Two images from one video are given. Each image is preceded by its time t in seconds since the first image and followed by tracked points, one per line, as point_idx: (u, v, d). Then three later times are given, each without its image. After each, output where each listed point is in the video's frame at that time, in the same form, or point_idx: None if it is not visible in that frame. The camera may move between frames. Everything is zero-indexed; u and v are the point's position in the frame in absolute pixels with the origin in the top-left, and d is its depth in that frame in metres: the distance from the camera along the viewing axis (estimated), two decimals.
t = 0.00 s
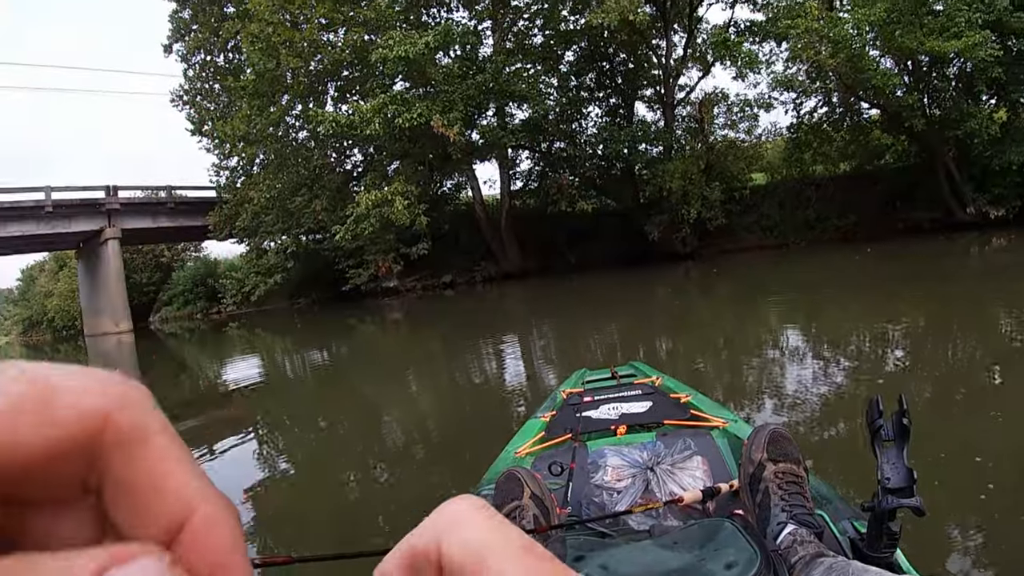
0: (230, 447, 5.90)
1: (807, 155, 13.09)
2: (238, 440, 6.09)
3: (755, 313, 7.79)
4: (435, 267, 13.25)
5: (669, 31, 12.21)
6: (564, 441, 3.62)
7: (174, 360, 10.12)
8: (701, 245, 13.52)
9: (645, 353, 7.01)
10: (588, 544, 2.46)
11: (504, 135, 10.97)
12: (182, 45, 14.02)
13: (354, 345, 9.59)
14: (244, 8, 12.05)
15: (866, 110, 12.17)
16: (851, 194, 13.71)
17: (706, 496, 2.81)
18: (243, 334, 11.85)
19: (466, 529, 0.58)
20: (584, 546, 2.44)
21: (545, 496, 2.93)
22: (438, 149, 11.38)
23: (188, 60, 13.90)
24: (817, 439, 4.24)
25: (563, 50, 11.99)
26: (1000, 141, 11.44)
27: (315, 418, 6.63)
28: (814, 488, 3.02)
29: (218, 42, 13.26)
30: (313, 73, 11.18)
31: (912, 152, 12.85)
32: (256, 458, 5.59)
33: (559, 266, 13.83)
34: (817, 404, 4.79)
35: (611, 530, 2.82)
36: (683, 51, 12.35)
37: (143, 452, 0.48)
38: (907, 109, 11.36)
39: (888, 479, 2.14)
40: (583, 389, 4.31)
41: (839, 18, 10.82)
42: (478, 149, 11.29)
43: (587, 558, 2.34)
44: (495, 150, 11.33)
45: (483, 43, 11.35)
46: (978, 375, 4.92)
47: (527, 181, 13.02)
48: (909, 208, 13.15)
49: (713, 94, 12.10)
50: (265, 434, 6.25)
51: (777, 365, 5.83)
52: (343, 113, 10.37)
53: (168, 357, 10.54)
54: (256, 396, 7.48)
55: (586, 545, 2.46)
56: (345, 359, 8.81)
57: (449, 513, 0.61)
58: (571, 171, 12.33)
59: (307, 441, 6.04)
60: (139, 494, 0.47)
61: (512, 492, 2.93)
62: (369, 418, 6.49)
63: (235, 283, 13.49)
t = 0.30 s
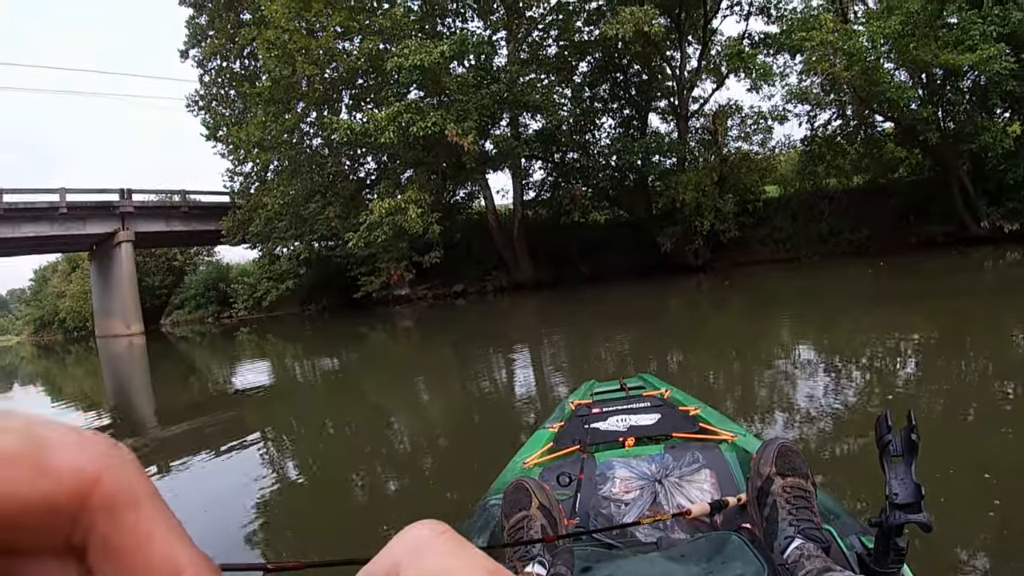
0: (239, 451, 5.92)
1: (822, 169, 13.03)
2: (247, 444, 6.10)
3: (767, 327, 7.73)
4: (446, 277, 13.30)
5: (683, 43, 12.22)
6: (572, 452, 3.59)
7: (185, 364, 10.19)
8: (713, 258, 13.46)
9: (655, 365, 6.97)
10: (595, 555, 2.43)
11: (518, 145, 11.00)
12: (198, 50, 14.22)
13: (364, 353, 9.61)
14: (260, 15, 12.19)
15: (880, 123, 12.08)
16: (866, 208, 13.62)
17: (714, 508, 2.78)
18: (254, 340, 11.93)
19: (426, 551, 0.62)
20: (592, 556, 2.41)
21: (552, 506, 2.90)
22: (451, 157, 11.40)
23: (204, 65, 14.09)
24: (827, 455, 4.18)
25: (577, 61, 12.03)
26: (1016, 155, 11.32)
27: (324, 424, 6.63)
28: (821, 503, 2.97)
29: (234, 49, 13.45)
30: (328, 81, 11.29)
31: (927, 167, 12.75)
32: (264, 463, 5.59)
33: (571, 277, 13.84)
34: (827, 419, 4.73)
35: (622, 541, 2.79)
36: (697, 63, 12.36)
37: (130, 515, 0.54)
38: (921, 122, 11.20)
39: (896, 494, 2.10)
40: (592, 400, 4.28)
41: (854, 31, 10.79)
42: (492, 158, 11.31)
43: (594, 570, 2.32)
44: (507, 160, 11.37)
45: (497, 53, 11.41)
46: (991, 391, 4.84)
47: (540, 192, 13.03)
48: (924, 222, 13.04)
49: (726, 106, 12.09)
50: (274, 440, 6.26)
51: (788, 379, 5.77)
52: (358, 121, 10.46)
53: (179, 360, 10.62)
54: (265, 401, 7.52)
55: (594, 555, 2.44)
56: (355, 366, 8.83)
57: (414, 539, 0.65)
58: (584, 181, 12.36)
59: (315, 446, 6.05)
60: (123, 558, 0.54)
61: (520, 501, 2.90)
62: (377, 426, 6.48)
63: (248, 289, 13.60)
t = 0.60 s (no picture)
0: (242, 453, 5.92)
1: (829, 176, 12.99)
2: (249, 446, 6.11)
3: (772, 334, 7.70)
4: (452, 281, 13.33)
5: (691, 49, 12.20)
6: (573, 458, 3.58)
7: (190, 365, 10.21)
8: (719, 265, 13.43)
9: (659, 371, 6.94)
10: (596, 561, 2.43)
11: (525, 150, 11.01)
12: (207, 53, 14.32)
13: (368, 356, 9.61)
14: (268, 18, 12.24)
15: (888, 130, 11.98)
16: (873, 215, 13.57)
17: (716, 515, 2.76)
18: (258, 342, 11.95)
19: (426, 545, 0.63)
20: (592, 563, 2.40)
21: (554, 511, 2.88)
22: (457, 161, 11.39)
23: (212, 67, 14.18)
24: (832, 462, 4.15)
25: (585, 67, 12.04)
26: None
27: (327, 426, 6.63)
28: (823, 511, 2.95)
29: (242, 52, 13.53)
30: (336, 84, 11.32)
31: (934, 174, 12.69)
32: (267, 465, 5.59)
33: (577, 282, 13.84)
34: (832, 427, 4.70)
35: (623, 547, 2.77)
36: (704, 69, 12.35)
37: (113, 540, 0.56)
38: (929, 130, 11.12)
39: (898, 502, 2.08)
40: (595, 406, 4.27)
41: (862, 38, 10.76)
42: (498, 163, 11.31)
43: None
44: (513, 165, 11.38)
45: (504, 57, 11.43)
46: (997, 400, 4.80)
47: (546, 197, 13.04)
48: (932, 229, 12.98)
49: (733, 112, 12.07)
50: (277, 442, 6.26)
51: (793, 386, 5.74)
52: (365, 124, 10.49)
53: (185, 362, 10.65)
54: (269, 403, 7.53)
55: (595, 560, 2.44)
56: (359, 369, 8.84)
57: (411, 533, 0.66)
58: (590, 187, 12.38)
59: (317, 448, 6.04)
60: None
61: (521, 506, 2.89)
62: (380, 429, 6.47)
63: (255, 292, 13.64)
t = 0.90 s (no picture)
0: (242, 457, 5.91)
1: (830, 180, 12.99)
2: (249, 450, 6.09)
3: (773, 338, 7.68)
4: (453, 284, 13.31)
5: (692, 53, 12.21)
6: (573, 463, 3.56)
7: (191, 369, 10.19)
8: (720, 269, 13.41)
9: (660, 375, 6.93)
10: (596, 566, 2.41)
11: (526, 154, 11.02)
12: (208, 56, 14.36)
13: (368, 360, 9.60)
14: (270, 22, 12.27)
15: (888, 134, 11.89)
16: (874, 220, 13.55)
17: (715, 520, 2.75)
18: (259, 346, 11.96)
19: None
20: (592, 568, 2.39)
21: (553, 517, 2.86)
22: (458, 165, 11.40)
23: (213, 71, 14.23)
24: (833, 467, 4.13)
25: (586, 71, 12.05)
26: None
27: (327, 431, 6.61)
28: (822, 515, 2.93)
29: (243, 56, 13.58)
30: (337, 88, 11.36)
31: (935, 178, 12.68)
32: (267, 469, 5.58)
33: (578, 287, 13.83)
34: (833, 432, 4.68)
35: (622, 552, 2.76)
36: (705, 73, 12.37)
37: None
38: (930, 134, 11.12)
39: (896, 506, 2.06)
40: (594, 411, 4.26)
41: (863, 42, 10.78)
42: (499, 167, 11.31)
43: None
44: (514, 169, 11.39)
45: (506, 62, 11.46)
46: (999, 404, 4.78)
47: (547, 202, 13.04)
48: (933, 233, 12.97)
49: (734, 117, 12.09)
50: (277, 447, 6.24)
51: (795, 391, 5.73)
52: (367, 128, 10.51)
53: (185, 366, 10.64)
54: (269, 407, 7.52)
55: (595, 566, 2.43)
56: (359, 373, 8.83)
57: None
58: (591, 192, 12.40)
59: (317, 453, 6.03)
60: None
61: (521, 512, 2.87)
62: (380, 433, 6.45)
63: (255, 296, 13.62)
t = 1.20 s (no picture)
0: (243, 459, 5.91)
1: (833, 184, 12.98)
2: (249, 453, 6.08)
3: (775, 342, 7.67)
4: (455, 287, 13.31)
5: (695, 57, 12.22)
6: (572, 468, 3.55)
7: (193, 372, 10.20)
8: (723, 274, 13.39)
9: (662, 379, 6.91)
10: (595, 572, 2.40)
11: (529, 157, 11.02)
12: (211, 59, 14.41)
13: (370, 363, 9.60)
14: (273, 25, 12.30)
15: (892, 138, 11.86)
16: (877, 224, 13.52)
17: (714, 525, 2.73)
18: (261, 348, 11.97)
19: None
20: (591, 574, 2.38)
21: (551, 522, 2.85)
22: (461, 168, 11.40)
23: (217, 74, 14.29)
24: (834, 472, 4.11)
25: (589, 74, 12.06)
26: None
27: (328, 433, 6.61)
28: (821, 521, 2.92)
29: (247, 58, 13.64)
30: (340, 91, 11.40)
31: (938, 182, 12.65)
32: (267, 471, 5.58)
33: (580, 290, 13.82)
34: (834, 437, 4.66)
35: (620, 557, 2.75)
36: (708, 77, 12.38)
37: None
38: (934, 138, 11.09)
39: (895, 513, 2.05)
40: (594, 416, 4.26)
41: (866, 46, 10.78)
42: (501, 170, 11.32)
43: None
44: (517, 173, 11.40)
45: (508, 65, 11.47)
46: (1001, 409, 4.76)
47: (549, 205, 13.04)
48: (936, 237, 12.95)
49: (737, 120, 12.08)
50: (277, 449, 6.23)
51: (796, 395, 5.71)
52: (369, 131, 10.52)
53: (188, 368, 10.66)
54: (270, 409, 7.52)
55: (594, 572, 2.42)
56: (360, 376, 8.83)
57: None
58: (594, 196, 12.41)
59: (317, 455, 6.03)
60: None
61: (519, 517, 2.86)
62: (381, 436, 6.45)
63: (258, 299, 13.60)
